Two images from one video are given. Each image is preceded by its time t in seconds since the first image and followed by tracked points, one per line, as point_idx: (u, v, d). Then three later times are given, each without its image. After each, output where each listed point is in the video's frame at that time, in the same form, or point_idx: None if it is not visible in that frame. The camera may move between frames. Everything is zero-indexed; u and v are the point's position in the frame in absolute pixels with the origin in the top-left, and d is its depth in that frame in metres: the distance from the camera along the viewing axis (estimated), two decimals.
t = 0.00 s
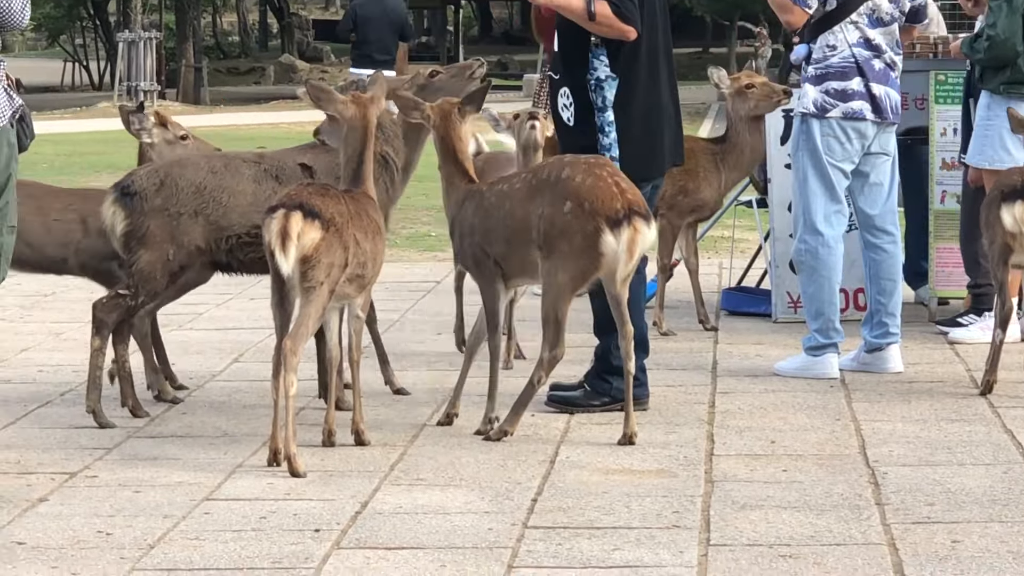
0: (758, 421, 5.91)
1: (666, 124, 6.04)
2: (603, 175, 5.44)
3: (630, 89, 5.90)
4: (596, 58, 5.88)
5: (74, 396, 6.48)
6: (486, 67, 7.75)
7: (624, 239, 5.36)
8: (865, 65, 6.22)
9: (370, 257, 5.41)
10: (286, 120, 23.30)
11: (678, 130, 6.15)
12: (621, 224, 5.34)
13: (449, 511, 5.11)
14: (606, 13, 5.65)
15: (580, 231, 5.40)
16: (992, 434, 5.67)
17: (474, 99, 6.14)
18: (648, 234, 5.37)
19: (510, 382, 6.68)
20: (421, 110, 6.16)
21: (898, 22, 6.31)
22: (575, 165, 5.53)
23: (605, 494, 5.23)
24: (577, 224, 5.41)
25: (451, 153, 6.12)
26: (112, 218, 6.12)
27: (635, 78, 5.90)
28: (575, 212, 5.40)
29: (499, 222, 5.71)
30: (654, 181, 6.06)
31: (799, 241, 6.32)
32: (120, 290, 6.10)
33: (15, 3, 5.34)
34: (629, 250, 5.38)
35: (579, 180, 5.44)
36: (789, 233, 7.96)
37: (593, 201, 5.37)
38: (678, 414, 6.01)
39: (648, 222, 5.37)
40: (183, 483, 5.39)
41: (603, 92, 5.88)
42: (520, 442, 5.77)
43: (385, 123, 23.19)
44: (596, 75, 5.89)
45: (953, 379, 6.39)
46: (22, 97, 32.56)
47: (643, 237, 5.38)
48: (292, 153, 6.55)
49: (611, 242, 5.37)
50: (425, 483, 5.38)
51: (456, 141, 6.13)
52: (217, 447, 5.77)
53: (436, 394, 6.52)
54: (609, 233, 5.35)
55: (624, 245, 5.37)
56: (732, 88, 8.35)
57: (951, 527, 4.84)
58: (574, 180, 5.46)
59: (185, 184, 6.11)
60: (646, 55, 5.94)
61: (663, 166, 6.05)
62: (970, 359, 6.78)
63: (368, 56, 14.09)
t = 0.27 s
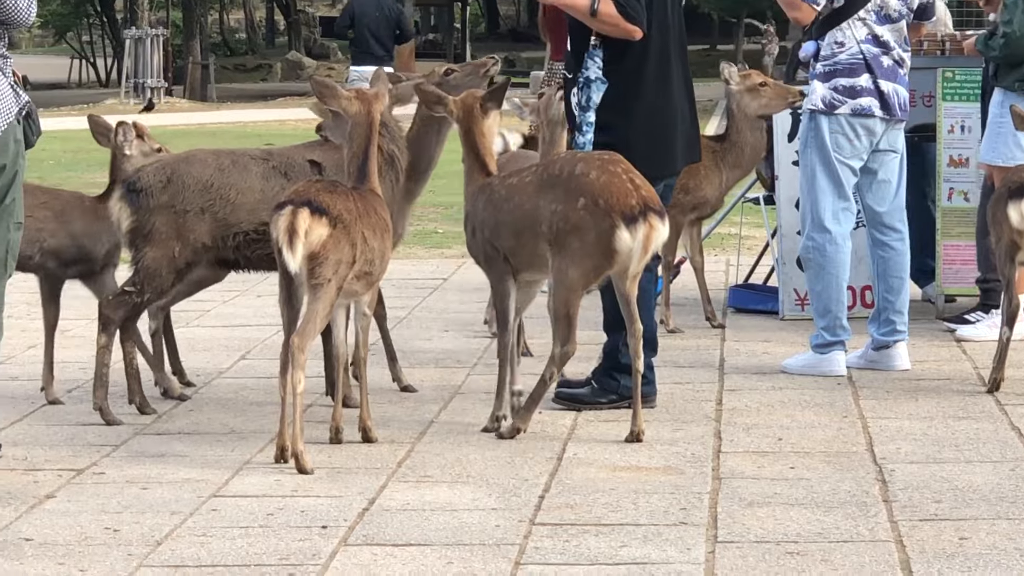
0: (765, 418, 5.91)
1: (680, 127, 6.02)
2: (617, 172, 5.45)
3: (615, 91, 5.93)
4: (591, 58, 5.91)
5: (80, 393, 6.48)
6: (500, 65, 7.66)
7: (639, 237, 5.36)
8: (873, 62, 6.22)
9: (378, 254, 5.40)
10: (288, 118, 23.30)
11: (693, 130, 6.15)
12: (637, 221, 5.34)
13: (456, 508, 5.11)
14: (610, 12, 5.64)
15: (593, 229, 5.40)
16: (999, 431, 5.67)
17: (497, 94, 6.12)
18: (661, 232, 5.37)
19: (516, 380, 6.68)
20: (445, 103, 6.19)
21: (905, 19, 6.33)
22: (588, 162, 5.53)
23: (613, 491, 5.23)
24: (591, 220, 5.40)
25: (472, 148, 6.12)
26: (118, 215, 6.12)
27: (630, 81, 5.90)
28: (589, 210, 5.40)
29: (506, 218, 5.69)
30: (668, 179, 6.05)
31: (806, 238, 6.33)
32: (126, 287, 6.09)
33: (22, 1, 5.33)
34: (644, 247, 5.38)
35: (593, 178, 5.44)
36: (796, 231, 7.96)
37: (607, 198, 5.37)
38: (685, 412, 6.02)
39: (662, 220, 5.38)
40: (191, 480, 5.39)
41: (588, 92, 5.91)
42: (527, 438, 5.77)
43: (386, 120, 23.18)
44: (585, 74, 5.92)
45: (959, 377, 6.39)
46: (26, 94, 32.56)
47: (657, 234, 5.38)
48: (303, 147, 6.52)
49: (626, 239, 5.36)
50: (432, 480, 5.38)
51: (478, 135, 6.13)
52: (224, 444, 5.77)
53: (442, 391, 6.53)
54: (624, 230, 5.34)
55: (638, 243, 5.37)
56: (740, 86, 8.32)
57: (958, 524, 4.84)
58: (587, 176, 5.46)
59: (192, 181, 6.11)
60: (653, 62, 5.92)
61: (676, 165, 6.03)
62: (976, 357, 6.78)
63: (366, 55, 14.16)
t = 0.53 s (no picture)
0: (772, 418, 5.91)
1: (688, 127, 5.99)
2: (620, 163, 5.44)
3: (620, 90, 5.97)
4: (601, 55, 5.87)
5: (87, 391, 6.48)
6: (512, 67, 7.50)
7: (647, 221, 5.31)
8: (881, 61, 6.22)
9: (386, 253, 5.39)
10: (291, 114, 23.29)
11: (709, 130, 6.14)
12: (644, 206, 5.31)
13: (464, 507, 5.10)
14: (625, 11, 5.67)
15: (601, 217, 5.36)
16: (1006, 431, 5.67)
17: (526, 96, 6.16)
18: (668, 218, 5.33)
19: (522, 379, 6.69)
20: (472, 102, 6.20)
21: (914, 18, 6.32)
22: (591, 157, 5.52)
23: (620, 491, 5.23)
24: (597, 210, 5.37)
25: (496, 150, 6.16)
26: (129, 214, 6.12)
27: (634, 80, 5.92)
28: (596, 200, 5.37)
29: (515, 218, 5.68)
30: (681, 179, 6.05)
31: (814, 237, 6.32)
32: (137, 285, 6.09)
33: (29, 1, 5.32)
34: (654, 233, 5.33)
35: (597, 170, 5.43)
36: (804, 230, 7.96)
37: (613, 186, 5.35)
38: (693, 411, 6.02)
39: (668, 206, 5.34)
40: (198, 479, 5.39)
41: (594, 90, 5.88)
42: (535, 438, 5.77)
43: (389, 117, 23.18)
44: (592, 70, 5.87)
45: (967, 376, 6.39)
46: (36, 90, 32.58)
47: (666, 220, 5.34)
48: (313, 146, 6.52)
49: (634, 223, 5.31)
50: (439, 480, 5.38)
51: (505, 137, 6.16)
52: (232, 443, 5.77)
53: (449, 390, 6.53)
54: (632, 214, 5.30)
55: (647, 227, 5.31)
56: (758, 88, 8.20)
57: (965, 524, 4.84)
58: (592, 169, 5.45)
59: (203, 179, 6.11)
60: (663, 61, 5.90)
61: (690, 166, 6.02)
62: (983, 356, 6.78)
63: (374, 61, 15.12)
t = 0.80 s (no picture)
0: (777, 419, 5.92)
1: (701, 124, 6.01)
2: (618, 163, 5.43)
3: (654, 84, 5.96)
4: (632, 49, 5.93)
5: (93, 393, 6.49)
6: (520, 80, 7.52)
7: (643, 221, 5.28)
8: (886, 63, 6.23)
9: (390, 255, 5.39)
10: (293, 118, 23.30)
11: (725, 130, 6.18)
12: (640, 205, 5.28)
13: (469, 508, 5.11)
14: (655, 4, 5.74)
15: (598, 219, 5.35)
16: (1011, 432, 5.67)
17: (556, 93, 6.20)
18: (664, 218, 5.30)
19: (527, 381, 6.69)
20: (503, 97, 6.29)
21: (918, 20, 6.33)
22: (589, 158, 5.51)
23: (625, 492, 5.23)
24: (595, 211, 5.36)
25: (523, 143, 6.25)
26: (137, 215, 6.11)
27: (658, 70, 5.94)
28: (593, 202, 5.36)
29: (522, 221, 5.69)
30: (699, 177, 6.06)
31: (819, 239, 6.33)
32: (143, 287, 6.08)
33: (34, 3, 5.33)
34: (650, 231, 5.30)
35: (594, 171, 5.42)
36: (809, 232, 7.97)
37: (610, 186, 5.34)
38: (698, 413, 6.02)
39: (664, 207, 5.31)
40: (204, 480, 5.40)
41: (626, 83, 5.91)
42: (540, 440, 5.77)
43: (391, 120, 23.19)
44: (626, 64, 5.92)
45: (972, 378, 6.40)
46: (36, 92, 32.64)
47: (662, 220, 5.31)
48: (319, 146, 6.54)
49: (630, 223, 5.28)
50: (444, 481, 5.38)
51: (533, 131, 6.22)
52: (237, 444, 5.77)
53: (454, 391, 6.53)
54: (627, 213, 5.27)
55: (642, 228, 5.29)
56: (773, 96, 8.23)
57: (971, 526, 4.84)
58: (589, 170, 5.45)
59: (211, 180, 6.12)
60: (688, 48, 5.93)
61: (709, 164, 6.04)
62: (988, 358, 6.79)
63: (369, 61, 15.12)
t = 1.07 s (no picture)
0: (776, 420, 5.92)
1: (725, 116, 6.05)
2: (612, 164, 5.43)
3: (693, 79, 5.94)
4: (670, 40, 5.88)
5: (92, 393, 6.49)
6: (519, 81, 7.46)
7: (636, 221, 5.27)
8: (884, 63, 6.22)
9: (390, 255, 5.39)
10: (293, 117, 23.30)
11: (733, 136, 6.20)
12: (633, 205, 5.27)
13: (467, 509, 5.10)
14: None
15: (592, 220, 5.34)
16: (1010, 433, 5.67)
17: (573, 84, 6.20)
18: (656, 219, 5.30)
19: (526, 381, 6.69)
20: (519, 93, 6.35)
21: (917, 21, 6.33)
22: (585, 160, 5.52)
23: (624, 493, 5.23)
24: (589, 211, 5.36)
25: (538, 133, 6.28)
26: (137, 214, 6.10)
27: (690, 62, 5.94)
28: (587, 202, 5.36)
29: (522, 221, 5.70)
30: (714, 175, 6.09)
31: (817, 239, 6.32)
32: (143, 286, 6.08)
33: (31, 2, 5.33)
34: (642, 231, 5.29)
35: (589, 172, 5.43)
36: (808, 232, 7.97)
37: (603, 187, 5.34)
38: (696, 413, 6.02)
39: (657, 207, 5.31)
40: (203, 480, 5.40)
41: (674, 75, 5.86)
42: (538, 441, 5.78)
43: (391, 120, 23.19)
44: (667, 58, 5.87)
45: (970, 378, 6.40)
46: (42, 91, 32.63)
47: (654, 220, 5.30)
48: (318, 146, 6.54)
49: (622, 223, 5.28)
50: (443, 481, 5.38)
51: (550, 123, 6.24)
52: (236, 444, 5.77)
53: (452, 392, 6.53)
54: (620, 213, 5.27)
55: (634, 229, 5.28)
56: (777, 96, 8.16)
57: (969, 526, 4.84)
58: (583, 171, 5.45)
59: (212, 181, 6.11)
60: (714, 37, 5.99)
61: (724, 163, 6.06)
62: (986, 359, 6.79)
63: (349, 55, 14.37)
